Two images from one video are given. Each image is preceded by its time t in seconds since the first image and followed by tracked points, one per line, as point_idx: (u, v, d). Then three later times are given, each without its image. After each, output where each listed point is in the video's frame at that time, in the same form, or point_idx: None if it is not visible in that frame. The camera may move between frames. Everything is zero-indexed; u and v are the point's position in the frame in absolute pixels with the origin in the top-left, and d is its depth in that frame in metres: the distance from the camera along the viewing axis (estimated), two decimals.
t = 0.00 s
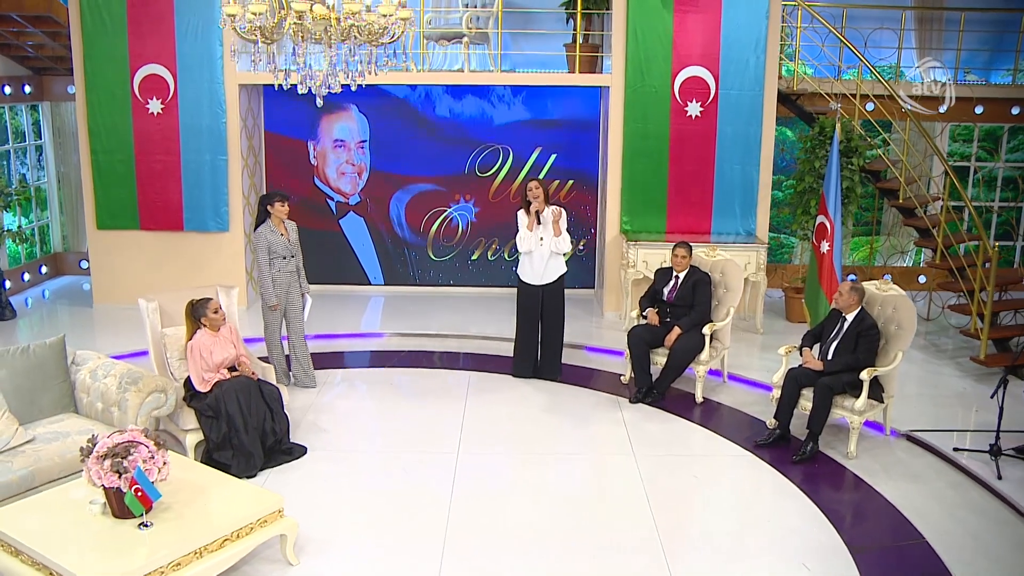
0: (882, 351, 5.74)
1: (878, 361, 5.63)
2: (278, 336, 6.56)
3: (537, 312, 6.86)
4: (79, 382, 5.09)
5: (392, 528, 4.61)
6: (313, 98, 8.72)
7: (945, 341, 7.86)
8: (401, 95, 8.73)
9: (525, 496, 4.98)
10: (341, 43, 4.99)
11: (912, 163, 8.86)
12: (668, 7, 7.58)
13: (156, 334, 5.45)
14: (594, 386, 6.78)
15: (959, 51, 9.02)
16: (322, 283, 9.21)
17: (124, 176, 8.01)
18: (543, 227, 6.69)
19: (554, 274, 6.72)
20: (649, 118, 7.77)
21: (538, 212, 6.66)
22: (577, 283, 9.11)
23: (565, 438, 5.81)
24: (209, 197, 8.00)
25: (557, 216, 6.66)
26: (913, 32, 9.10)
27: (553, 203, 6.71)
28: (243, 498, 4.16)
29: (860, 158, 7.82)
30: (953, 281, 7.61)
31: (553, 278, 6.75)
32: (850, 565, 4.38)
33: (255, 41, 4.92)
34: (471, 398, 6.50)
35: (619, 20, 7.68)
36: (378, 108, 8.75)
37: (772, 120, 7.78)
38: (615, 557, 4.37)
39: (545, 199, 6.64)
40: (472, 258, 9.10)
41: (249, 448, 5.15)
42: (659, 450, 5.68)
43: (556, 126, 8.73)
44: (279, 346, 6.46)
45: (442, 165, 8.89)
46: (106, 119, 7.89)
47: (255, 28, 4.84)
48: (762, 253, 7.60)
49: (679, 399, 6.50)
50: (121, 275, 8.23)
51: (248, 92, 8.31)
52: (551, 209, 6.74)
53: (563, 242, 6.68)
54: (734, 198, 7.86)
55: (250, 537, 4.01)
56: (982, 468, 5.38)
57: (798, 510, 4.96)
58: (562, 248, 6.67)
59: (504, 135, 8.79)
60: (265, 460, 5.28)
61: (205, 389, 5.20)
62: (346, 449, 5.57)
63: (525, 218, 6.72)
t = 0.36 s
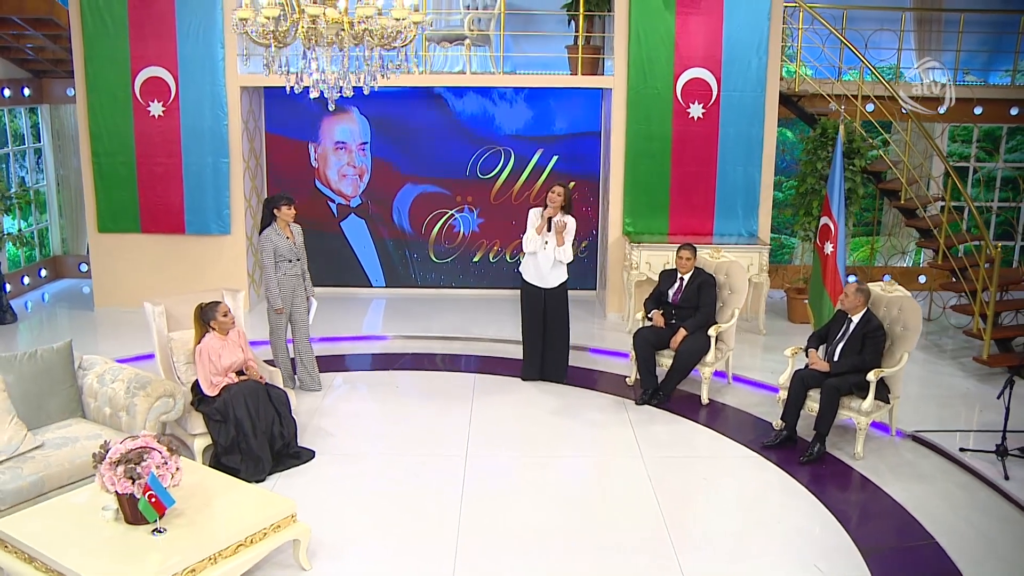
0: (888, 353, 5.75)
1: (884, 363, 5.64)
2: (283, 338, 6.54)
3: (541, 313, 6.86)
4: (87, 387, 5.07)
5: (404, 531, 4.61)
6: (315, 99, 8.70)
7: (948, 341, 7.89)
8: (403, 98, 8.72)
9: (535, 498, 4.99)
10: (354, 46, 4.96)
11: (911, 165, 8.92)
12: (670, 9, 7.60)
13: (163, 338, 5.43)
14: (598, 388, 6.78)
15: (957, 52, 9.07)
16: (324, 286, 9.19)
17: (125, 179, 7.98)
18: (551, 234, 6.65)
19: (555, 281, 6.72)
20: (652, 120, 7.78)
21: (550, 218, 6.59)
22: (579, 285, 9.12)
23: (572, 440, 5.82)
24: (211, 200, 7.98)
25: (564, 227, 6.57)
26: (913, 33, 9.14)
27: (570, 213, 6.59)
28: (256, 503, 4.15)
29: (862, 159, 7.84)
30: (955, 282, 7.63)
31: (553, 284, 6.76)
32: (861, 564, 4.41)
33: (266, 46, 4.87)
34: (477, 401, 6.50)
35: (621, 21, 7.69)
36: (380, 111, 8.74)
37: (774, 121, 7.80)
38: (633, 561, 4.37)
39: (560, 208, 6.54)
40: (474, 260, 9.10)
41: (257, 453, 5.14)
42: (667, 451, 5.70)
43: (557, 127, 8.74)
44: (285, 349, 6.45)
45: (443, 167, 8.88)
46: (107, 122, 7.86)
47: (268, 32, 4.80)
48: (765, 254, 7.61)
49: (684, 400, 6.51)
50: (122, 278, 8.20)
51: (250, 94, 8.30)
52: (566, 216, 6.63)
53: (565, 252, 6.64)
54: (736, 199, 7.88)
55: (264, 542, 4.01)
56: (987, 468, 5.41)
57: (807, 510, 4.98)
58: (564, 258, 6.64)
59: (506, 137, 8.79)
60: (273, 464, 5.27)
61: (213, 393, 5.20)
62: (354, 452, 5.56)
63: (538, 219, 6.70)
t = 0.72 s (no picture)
0: (895, 353, 5.77)
1: (892, 363, 5.66)
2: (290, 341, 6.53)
3: (540, 315, 6.87)
4: (96, 391, 5.05)
5: (417, 533, 4.61)
6: (317, 100, 8.69)
7: (951, 341, 7.92)
8: (406, 98, 8.72)
9: (546, 499, 4.99)
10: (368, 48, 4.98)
11: (913, 164, 8.95)
12: (674, 10, 7.61)
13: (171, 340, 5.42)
14: (605, 389, 6.79)
15: (958, 52, 9.11)
16: (327, 287, 9.18)
17: (128, 181, 7.95)
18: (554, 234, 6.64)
19: (556, 284, 6.68)
20: (656, 121, 7.79)
21: (556, 218, 6.61)
22: (582, 285, 9.13)
23: (581, 441, 5.82)
24: (214, 201, 7.97)
25: (568, 227, 6.58)
26: (913, 33, 9.19)
27: (575, 215, 6.61)
28: (271, 507, 4.14)
29: (866, 159, 7.87)
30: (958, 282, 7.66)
31: (554, 286, 6.73)
32: (873, 563, 4.42)
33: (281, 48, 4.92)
34: (484, 402, 6.50)
35: (625, 22, 7.70)
36: (383, 112, 8.73)
37: (778, 122, 7.82)
38: (647, 561, 4.38)
39: (566, 209, 6.56)
40: (477, 261, 9.10)
41: (268, 456, 5.13)
42: (676, 452, 5.71)
43: (560, 128, 8.75)
44: (292, 351, 6.44)
45: (446, 168, 8.88)
46: (109, 123, 7.83)
47: (284, 35, 4.85)
48: (769, 254, 7.62)
49: (691, 401, 6.53)
50: (125, 280, 8.18)
51: (252, 96, 8.29)
52: (569, 218, 6.67)
53: (569, 253, 6.61)
54: (740, 199, 7.90)
55: (280, 546, 4.00)
56: (995, 467, 5.43)
57: (818, 509, 4.99)
58: (567, 259, 6.61)
59: (509, 138, 8.80)
60: (283, 467, 5.26)
61: (223, 396, 5.20)
62: (363, 455, 5.55)
63: (543, 219, 6.70)
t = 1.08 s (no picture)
0: (901, 351, 5.79)
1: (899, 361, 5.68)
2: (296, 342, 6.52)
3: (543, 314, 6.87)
4: (104, 393, 5.03)
5: (429, 534, 4.60)
6: (319, 101, 8.67)
7: (953, 339, 7.95)
8: (407, 98, 8.71)
9: (557, 498, 5.00)
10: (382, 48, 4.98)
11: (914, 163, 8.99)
12: (677, 9, 7.62)
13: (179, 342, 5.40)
14: (611, 388, 6.80)
15: (957, 51, 9.16)
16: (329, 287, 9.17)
17: (130, 181, 7.92)
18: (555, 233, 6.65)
19: (557, 282, 6.68)
20: (659, 120, 7.80)
21: (556, 217, 6.62)
22: (585, 285, 9.14)
23: (590, 441, 5.83)
24: (216, 201, 7.95)
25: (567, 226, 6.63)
26: (913, 32, 9.23)
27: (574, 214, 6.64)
28: (285, 508, 4.14)
29: (868, 158, 7.89)
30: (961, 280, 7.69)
31: (555, 285, 6.72)
32: (885, 560, 4.43)
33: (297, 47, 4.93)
34: (491, 402, 6.50)
35: (628, 21, 7.71)
36: (385, 112, 8.72)
37: (780, 121, 7.84)
38: (659, 559, 4.39)
39: (566, 207, 6.58)
40: (480, 261, 9.09)
41: (277, 457, 5.12)
42: (685, 451, 5.71)
43: (562, 128, 8.75)
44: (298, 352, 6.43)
45: (449, 168, 8.88)
46: (111, 124, 7.81)
47: (299, 35, 4.86)
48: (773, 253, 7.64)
49: (698, 400, 6.53)
50: (127, 281, 8.15)
51: (254, 96, 8.27)
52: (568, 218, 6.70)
53: (570, 250, 6.63)
54: (743, 198, 7.91)
55: (295, 547, 4.00)
56: (1003, 464, 5.45)
57: (828, 507, 5.01)
58: (568, 256, 6.63)
59: (511, 138, 8.79)
60: (293, 468, 5.25)
61: (232, 398, 5.17)
62: (372, 455, 5.54)
63: (543, 218, 6.69)
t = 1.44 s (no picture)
0: (908, 348, 5.81)
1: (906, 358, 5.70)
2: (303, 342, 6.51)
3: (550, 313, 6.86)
4: (114, 394, 5.01)
5: (441, 533, 4.61)
6: (322, 101, 8.66)
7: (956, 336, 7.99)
8: (410, 97, 8.70)
9: (568, 496, 5.01)
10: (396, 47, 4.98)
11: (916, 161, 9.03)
12: (680, 8, 7.63)
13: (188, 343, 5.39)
14: (617, 386, 6.81)
15: (957, 49, 9.20)
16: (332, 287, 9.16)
17: (132, 181, 7.90)
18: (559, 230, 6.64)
19: (566, 279, 6.70)
20: (663, 119, 7.81)
21: (557, 213, 6.61)
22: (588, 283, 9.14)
23: (598, 439, 5.84)
24: (220, 201, 7.93)
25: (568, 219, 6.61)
26: (914, 31, 9.26)
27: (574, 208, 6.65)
28: (300, 508, 4.14)
29: (871, 156, 7.92)
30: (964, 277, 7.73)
31: (566, 281, 6.73)
32: (896, 556, 4.45)
33: (310, 46, 4.90)
34: (498, 401, 6.50)
35: (632, 20, 7.72)
36: (387, 111, 8.72)
37: (783, 120, 7.86)
38: (671, 556, 4.40)
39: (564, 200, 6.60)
40: (483, 260, 9.10)
41: (288, 457, 5.11)
42: (693, 448, 5.73)
43: (564, 127, 8.76)
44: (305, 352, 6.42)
45: (451, 166, 8.87)
46: (113, 123, 7.78)
47: (313, 34, 4.83)
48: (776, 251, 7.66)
49: (705, 398, 6.55)
50: (130, 281, 8.13)
51: (257, 96, 8.25)
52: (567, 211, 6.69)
53: (575, 243, 6.61)
54: (747, 196, 7.93)
55: (310, 547, 4.00)
56: (1010, 460, 5.48)
57: (837, 504, 5.02)
58: (573, 250, 6.62)
59: (514, 136, 8.80)
60: (303, 468, 5.25)
61: (240, 399, 5.17)
62: (382, 455, 5.54)
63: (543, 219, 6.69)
